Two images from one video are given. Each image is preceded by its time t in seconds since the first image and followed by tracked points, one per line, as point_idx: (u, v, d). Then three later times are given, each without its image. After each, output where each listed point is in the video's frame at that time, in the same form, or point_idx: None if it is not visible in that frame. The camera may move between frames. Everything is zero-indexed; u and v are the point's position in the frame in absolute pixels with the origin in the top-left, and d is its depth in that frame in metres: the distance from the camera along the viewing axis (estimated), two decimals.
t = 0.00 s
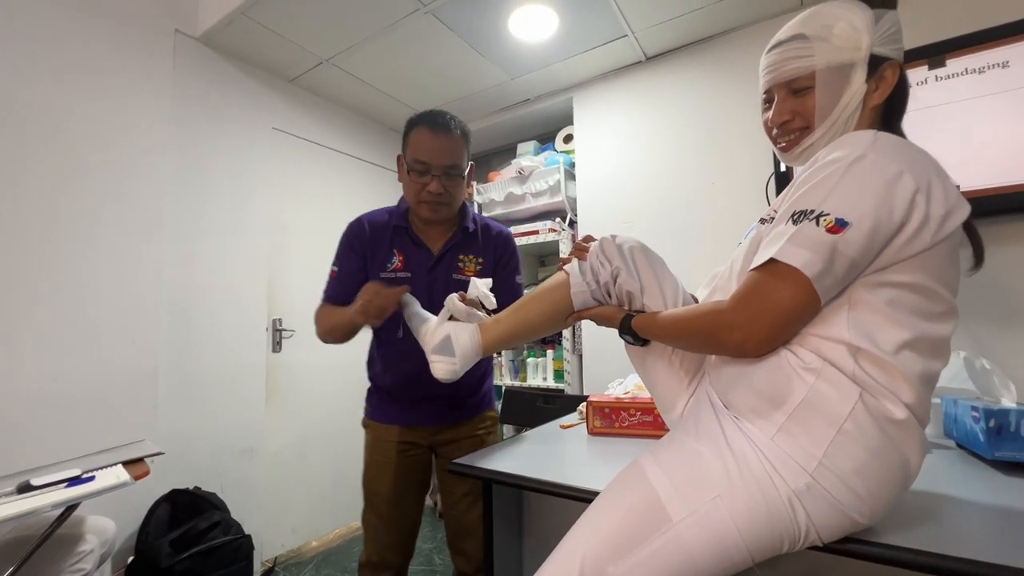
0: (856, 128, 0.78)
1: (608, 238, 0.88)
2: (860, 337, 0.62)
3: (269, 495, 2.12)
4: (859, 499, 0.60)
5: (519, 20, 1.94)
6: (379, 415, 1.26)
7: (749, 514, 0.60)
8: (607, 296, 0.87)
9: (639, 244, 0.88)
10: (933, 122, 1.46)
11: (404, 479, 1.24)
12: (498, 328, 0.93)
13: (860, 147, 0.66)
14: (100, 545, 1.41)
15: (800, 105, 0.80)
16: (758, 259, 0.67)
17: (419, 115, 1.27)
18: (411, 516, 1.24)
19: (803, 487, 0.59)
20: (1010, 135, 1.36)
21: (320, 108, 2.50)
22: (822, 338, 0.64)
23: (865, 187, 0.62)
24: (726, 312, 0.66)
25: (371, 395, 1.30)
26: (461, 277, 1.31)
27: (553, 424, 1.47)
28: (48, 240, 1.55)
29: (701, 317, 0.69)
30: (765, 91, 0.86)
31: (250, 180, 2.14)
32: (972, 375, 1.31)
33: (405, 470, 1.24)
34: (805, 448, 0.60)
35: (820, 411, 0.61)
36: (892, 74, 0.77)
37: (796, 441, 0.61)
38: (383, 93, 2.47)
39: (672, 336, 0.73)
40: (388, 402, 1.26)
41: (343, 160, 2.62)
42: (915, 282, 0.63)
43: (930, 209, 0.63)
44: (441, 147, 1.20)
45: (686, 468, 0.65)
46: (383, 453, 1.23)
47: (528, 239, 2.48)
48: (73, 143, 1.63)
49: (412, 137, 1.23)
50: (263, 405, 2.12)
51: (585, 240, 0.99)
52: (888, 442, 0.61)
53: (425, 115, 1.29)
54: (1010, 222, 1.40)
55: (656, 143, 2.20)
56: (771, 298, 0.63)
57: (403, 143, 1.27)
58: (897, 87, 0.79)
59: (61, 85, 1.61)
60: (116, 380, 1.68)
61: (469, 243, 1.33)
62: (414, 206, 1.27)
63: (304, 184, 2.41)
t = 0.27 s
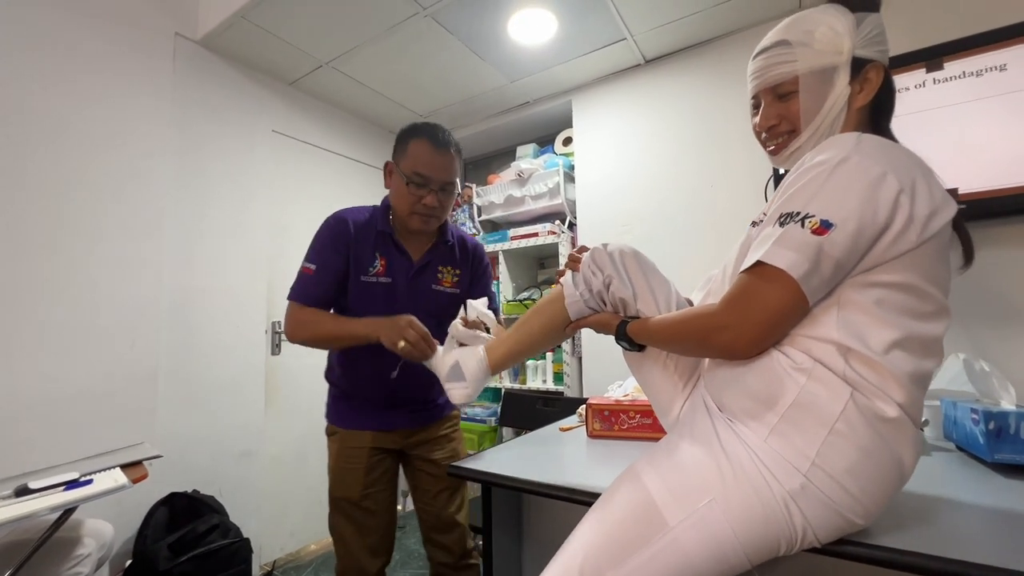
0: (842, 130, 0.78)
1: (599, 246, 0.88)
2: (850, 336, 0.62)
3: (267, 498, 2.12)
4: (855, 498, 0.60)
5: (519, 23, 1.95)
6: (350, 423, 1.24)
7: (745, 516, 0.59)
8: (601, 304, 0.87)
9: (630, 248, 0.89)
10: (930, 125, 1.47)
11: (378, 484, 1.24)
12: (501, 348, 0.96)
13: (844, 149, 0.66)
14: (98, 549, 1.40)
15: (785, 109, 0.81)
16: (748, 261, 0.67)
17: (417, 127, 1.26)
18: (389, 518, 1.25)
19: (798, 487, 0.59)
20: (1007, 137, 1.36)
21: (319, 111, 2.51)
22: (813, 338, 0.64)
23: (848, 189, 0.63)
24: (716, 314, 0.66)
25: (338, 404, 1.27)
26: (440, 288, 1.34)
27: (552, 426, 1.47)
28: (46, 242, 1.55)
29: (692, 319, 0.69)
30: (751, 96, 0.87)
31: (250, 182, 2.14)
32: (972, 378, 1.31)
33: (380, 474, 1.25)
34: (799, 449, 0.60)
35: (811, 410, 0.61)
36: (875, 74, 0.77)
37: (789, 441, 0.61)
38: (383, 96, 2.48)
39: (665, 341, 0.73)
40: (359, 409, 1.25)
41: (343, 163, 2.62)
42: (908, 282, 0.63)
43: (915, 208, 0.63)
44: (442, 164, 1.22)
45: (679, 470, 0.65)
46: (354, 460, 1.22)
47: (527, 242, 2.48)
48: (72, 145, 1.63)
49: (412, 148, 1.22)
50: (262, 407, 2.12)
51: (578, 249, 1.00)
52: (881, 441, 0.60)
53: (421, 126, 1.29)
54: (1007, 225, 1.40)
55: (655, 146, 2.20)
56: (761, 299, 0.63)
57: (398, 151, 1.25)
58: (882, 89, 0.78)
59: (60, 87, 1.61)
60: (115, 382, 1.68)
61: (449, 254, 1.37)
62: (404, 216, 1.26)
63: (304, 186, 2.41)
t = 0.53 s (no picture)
0: (824, 134, 0.78)
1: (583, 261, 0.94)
2: (842, 338, 0.62)
3: (266, 501, 2.11)
4: (854, 500, 0.60)
5: (519, 27, 1.95)
6: (341, 427, 1.24)
7: (744, 520, 0.59)
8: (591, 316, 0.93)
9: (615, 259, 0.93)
10: (929, 128, 1.47)
11: (369, 485, 1.24)
12: (514, 377, 1.06)
13: (828, 153, 0.67)
14: (96, 553, 1.39)
15: (767, 117, 0.81)
16: (737, 267, 0.68)
17: (423, 142, 1.26)
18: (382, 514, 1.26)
19: (797, 491, 0.59)
20: (1005, 140, 1.37)
21: (319, 113, 2.51)
22: (806, 341, 0.64)
23: (831, 194, 0.63)
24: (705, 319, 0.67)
25: (327, 409, 1.27)
26: (437, 298, 1.38)
27: (552, 429, 1.46)
28: (46, 244, 1.55)
29: (682, 325, 0.70)
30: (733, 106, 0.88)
31: (250, 185, 2.14)
32: (971, 380, 1.31)
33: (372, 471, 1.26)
34: (797, 452, 0.60)
35: (808, 413, 0.61)
36: (854, 77, 0.77)
37: (786, 444, 0.61)
38: (383, 99, 2.48)
39: (658, 347, 0.74)
40: (352, 413, 1.25)
41: (343, 165, 2.62)
42: (902, 284, 0.64)
43: (899, 210, 0.63)
44: (449, 184, 1.22)
45: (677, 476, 0.65)
46: (346, 463, 1.21)
47: (527, 244, 2.48)
48: (72, 148, 1.63)
49: (420, 165, 1.21)
50: (261, 410, 2.11)
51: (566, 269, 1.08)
52: (878, 442, 0.60)
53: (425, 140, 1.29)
54: (1005, 227, 1.41)
55: (655, 149, 2.21)
56: (749, 304, 0.63)
57: (403, 165, 1.25)
58: (862, 91, 0.78)
59: (61, 90, 1.62)
60: (114, 385, 1.67)
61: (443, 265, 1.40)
62: (406, 230, 1.26)
63: (303, 189, 2.41)
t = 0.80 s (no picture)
0: (788, 142, 0.78)
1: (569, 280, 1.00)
2: (827, 342, 0.62)
3: (265, 504, 2.10)
4: (851, 502, 0.60)
5: (518, 30, 1.96)
6: (341, 427, 1.24)
7: (742, 522, 0.59)
8: (582, 332, 0.98)
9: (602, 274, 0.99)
10: (926, 131, 1.48)
11: (369, 484, 1.24)
12: (518, 400, 1.08)
13: (793, 161, 0.67)
14: (93, 556, 1.38)
15: (730, 130, 0.82)
16: (714, 279, 0.68)
17: (436, 163, 1.26)
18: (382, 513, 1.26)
19: (794, 492, 0.59)
20: (1002, 143, 1.38)
21: (319, 116, 2.51)
22: (791, 346, 0.64)
23: (798, 203, 0.63)
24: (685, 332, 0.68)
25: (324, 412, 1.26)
26: (439, 314, 1.39)
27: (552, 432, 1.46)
28: (44, 246, 1.55)
29: (667, 338, 0.71)
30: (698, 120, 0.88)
31: (249, 187, 2.14)
32: (970, 382, 1.31)
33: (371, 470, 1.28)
34: (792, 454, 0.60)
35: (802, 415, 0.61)
36: (809, 84, 0.77)
37: (782, 447, 0.61)
38: (383, 101, 2.49)
39: (646, 359, 0.76)
40: (351, 415, 1.25)
41: (342, 168, 2.62)
42: (887, 285, 0.64)
43: (867, 213, 0.64)
44: (460, 207, 1.23)
45: (675, 479, 0.65)
46: (347, 461, 1.21)
47: (527, 246, 2.47)
48: (71, 150, 1.63)
49: (433, 187, 1.22)
50: (259, 413, 2.11)
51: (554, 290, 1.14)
52: (873, 443, 0.60)
53: (438, 160, 1.29)
54: (1001, 229, 1.41)
55: (653, 151, 2.21)
56: (727, 316, 0.64)
57: (415, 185, 1.25)
58: (819, 97, 0.79)
59: (59, 92, 1.61)
60: (112, 387, 1.67)
61: (446, 281, 1.41)
62: (414, 250, 1.27)
63: (303, 191, 2.41)
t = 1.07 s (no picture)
0: (751, 150, 0.80)
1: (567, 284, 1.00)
2: (808, 344, 0.62)
3: (262, 507, 2.09)
4: (843, 502, 0.60)
5: (517, 32, 1.96)
6: (330, 431, 1.22)
7: (735, 526, 0.59)
8: (578, 337, 0.98)
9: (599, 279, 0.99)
10: (922, 134, 1.48)
11: (359, 487, 1.24)
12: (514, 403, 1.09)
13: (757, 168, 0.68)
14: (89, 560, 1.38)
15: (694, 146, 0.84)
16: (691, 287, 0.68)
17: (442, 177, 1.26)
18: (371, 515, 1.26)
19: (786, 495, 0.59)
20: (997, 147, 1.39)
21: (317, 118, 2.51)
22: (770, 350, 0.65)
23: (765, 210, 0.64)
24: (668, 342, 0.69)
25: (312, 417, 1.24)
26: (434, 324, 1.40)
27: (549, 434, 1.46)
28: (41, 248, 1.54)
29: (653, 348, 0.71)
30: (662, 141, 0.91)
31: (247, 189, 2.14)
32: (966, 384, 1.31)
33: (361, 471, 1.27)
34: (782, 456, 0.61)
35: (789, 417, 0.61)
36: (762, 93, 0.80)
37: (771, 449, 0.62)
38: (382, 103, 2.49)
39: (636, 366, 0.76)
40: (341, 420, 1.23)
41: (340, 169, 2.62)
42: (869, 286, 0.65)
43: (833, 214, 0.64)
44: (463, 222, 1.23)
45: (666, 484, 0.65)
46: (336, 465, 1.20)
47: (525, 249, 2.47)
48: (68, 152, 1.62)
49: (437, 201, 1.22)
50: (257, 415, 2.10)
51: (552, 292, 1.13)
52: (861, 443, 0.60)
53: (443, 173, 1.28)
54: (996, 232, 1.42)
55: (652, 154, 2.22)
56: (705, 327, 0.64)
57: (419, 199, 1.25)
58: (773, 104, 0.81)
59: (56, 94, 1.61)
60: (108, 389, 1.66)
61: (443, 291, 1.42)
62: (415, 262, 1.27)
63: (301, 193, 2.41)
